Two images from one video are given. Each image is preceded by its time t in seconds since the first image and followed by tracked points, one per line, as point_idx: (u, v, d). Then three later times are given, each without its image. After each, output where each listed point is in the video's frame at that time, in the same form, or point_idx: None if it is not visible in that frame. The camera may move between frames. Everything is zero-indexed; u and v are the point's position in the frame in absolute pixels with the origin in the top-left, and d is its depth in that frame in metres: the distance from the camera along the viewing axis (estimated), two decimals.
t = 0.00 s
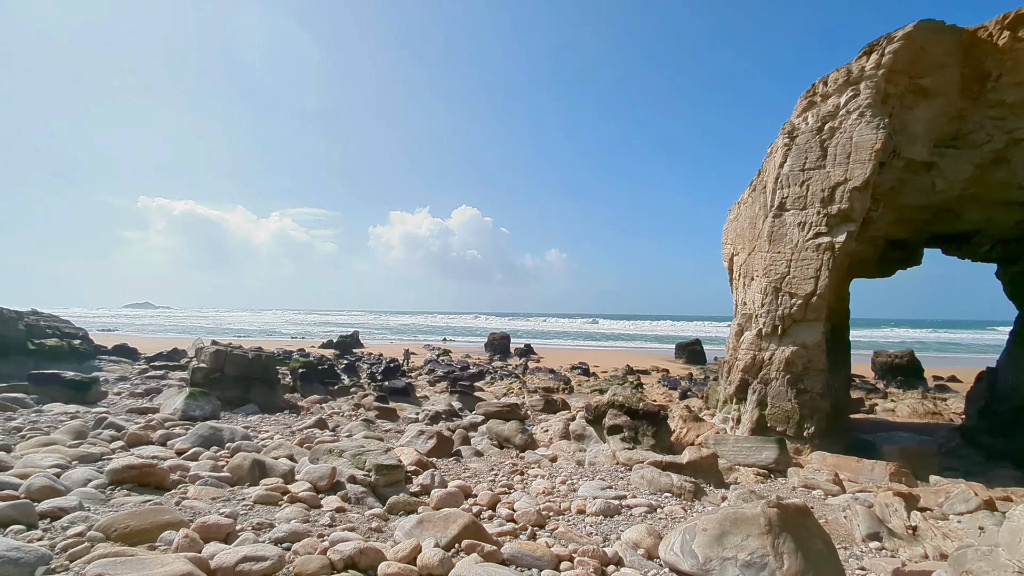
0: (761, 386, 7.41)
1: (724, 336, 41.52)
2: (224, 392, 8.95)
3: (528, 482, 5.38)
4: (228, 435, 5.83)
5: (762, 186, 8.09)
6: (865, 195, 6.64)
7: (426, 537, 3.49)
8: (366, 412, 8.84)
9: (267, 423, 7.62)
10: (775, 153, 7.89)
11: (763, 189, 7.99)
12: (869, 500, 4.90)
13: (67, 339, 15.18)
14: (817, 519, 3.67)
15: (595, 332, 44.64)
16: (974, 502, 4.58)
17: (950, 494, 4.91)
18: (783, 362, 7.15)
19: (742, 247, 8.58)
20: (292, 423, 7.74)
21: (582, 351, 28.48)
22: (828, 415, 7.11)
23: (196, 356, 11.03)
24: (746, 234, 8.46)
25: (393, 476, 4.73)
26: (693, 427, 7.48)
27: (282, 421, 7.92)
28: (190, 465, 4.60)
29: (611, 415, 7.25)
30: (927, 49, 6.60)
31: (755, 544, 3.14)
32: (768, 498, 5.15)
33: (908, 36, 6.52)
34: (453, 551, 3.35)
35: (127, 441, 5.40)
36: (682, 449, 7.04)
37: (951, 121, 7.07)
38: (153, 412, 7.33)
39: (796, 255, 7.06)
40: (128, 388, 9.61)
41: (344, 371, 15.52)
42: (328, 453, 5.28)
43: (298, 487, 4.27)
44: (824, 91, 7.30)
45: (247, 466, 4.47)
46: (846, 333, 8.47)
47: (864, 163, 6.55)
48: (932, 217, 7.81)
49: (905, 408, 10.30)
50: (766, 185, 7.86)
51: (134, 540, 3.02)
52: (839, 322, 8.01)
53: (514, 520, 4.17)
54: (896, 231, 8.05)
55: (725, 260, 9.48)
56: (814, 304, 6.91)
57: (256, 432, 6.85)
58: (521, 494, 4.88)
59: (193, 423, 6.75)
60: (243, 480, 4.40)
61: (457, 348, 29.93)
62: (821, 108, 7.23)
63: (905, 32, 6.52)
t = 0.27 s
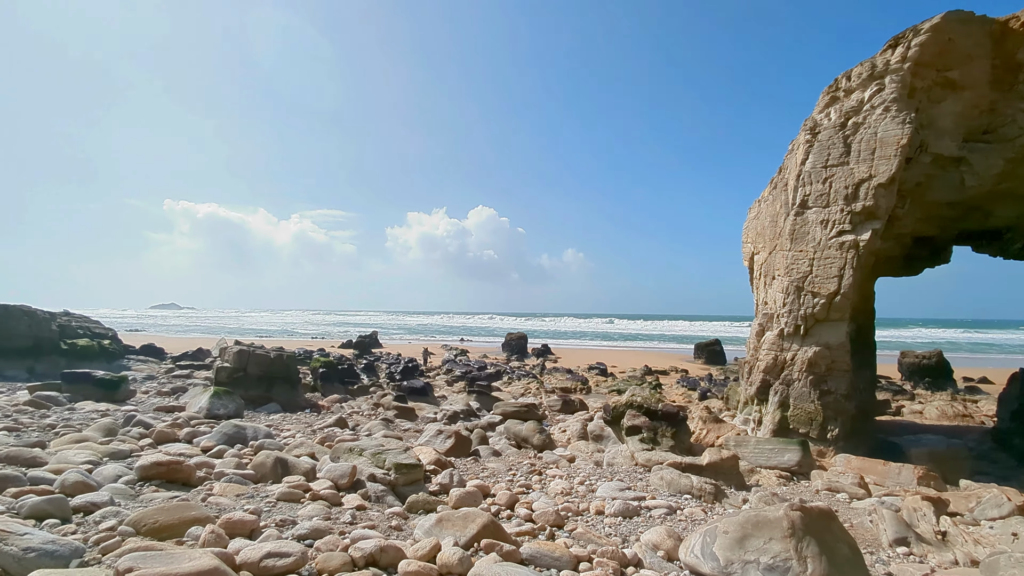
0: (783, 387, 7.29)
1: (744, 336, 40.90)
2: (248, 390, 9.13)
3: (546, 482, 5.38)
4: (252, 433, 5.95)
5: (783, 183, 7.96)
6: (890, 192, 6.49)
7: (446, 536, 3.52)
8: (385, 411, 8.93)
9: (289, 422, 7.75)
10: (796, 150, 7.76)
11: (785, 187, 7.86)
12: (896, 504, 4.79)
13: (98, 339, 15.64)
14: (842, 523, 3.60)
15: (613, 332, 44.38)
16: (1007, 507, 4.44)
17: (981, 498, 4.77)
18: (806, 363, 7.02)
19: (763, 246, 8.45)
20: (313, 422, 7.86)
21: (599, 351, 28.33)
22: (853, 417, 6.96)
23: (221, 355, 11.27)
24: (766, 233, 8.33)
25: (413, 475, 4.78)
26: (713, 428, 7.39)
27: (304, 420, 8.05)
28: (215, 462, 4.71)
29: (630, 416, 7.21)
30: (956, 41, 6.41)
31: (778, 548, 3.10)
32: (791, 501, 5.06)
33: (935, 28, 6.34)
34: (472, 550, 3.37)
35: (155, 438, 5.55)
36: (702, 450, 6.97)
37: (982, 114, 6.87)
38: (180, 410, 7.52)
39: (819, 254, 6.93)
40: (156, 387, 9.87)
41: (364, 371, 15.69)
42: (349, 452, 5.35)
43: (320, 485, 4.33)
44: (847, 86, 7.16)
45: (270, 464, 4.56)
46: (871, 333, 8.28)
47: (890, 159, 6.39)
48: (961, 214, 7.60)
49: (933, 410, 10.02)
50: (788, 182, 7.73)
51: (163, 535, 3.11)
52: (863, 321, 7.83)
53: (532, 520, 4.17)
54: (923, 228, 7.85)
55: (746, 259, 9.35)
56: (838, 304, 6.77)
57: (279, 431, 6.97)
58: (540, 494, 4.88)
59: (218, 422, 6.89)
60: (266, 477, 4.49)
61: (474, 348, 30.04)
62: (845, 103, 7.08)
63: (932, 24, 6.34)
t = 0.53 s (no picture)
0: (804, 388, 7.17)
1: (764, 336, 40.31)
2: (268, 389, 9.28)
3: (563, 482, 5.38)
4: (272, 431, 6.05)
5: (804, 181, 7.83)
6: (915, 188, 6.34)
7: (463, 535, 3.53)
8: (402, 410, 9.00)
9: (308, 420, 7.86)
10: (817, 146, 7.62)
11: (805, 184, 7.72)
12: (922, 508, 4.68)
13: (124, 339, 16.05)
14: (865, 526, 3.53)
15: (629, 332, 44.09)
16: None
17: (1011, 503, 4.63)
18: (827, 363, 6.90)
19: (783, 244, 8.32)
20: (331, 420, 7.96)
21: (616, 351, 28.17)
22: (877, 419, 6.82)
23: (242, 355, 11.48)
24: (786, 231, 8.20)
25: (430, 473, 4.81)
26: (731, 429, 7.30)
27: (323, 418, 8.16)
28: (237, 460, 4.80)
29: (647, 416, 7.15)
30: (984, 33, 6.23)
31: (799, 551, 3.05)
32: (812, 504, 4.98)
33: (962, 20, 6.18)
34: (489, 549, 3.38)
35: (179, 436, 5.67)
36: (720, 452, 6.88)
37: (1011, 107, 6.69)
38: (202, 408, 7.67)
39: (841, 252, 6.80)
40: (179, 385, 10.11)
41: (381, 370, 15.84)
42: (367, 450, 5.40)
43: (339, 483, 4.38)
44: (869, 80, 7.01)
45: (290, 462, 4.63)
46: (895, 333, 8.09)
47: (915, 154, 6.25)
48: (989, 210, 7.40)
49: (961, 412, 9.76)
50: (809, 179, 7.59)
51: (188, 530, 3.18)
52: (887, 321, 7.66)
53: (549, 520, 4.17)
54: (949, 226, 7.66)
55: (765, 258, 9.21)
56: (861, 303, 6.63)
57: (298, 429, 7.08)
58: (556, 494, 4.88)
59: (239, 420, 7.02)
60: (286, 475, 4.56)
61: (490, 347, 30.10)
62: (867, 98, 6.93)
63: (958, 15, 6.18)
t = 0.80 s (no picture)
0: (825, 389, 7.04)
1: (783, 336, 39.67)
2: (287, 388, 9.42)
3: (579, 482, 5.36)
4: (291, 429, 6.14)
5: (824, 178, 7.69)
6: (941, 184, 6.18)
7: (479, 534, 3.55)
8: (419, 410, 9.07)
9: (326, 419, 7.96)
10: (838, 143, 7.47)
11: (826, 182, 7.59)
12: (949, 513, 4.56)
13: (148, 338, 16.43)
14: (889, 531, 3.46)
15: (645, 332, 43.77)
16: None
17: None
18: (849, 364, 6.77)
19: (803, 243, 8.19)
20: (349, 419, 8.05)
21: (632, 351, 27.98)
22: (901, 422, 6.66)
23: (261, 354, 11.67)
24: (807, 229, 8.07)
25: (446, 473, 4.83)
26: (750, 431, 7.21)
27: (340, 417, 8.25)
28: (257, 457, 4.88)
29: (664, 417, 7.10)
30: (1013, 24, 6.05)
31: (821, 554, 3.00)
32: (834, 507, 4.89)
33: (989, 11, 6.01)
34: (506, 549, 3.38)
35: (201, 433, 5.79)
36: (739, 453, 6.80)
37: None
38: (224, 406, 7.82)
39: (863, 251, 6.66)
40: (201, 384, 10.31)
41: (397, 370, 15.96)
42: (384, 449, 5.45)
43: (356, 481, 4.43)
44: (892, 75, 6.86)
45: (309, 459, 4.69)
46: (920, 333, 7.90)
47: (940, 150, 6.09)
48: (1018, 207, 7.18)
49: (989, 415, 9.49)
50: (829, 177, 7.46)
51: (210, 526, 3.24)
52: (912, 321, 7.49)
53: (565, 520, 4.16)
54: (976, 223, 7.46)
55: (785, 257, 9.07)
56: (884, 303, 6.50)
57: (317, 427, 7.17)
58: (572, 494, 4.86)
59: (259, 418, 7.14)
60: (305, 472, 4.62)
61: (505, 347, 30.12)
62: (891, 93, 6.78)
63: (986, 6, 6.01)
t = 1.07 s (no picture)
0: (846, 391, 6.91)
1: (802, 337, 39.02)
2: (304, 387, 9.53)
3: (595, 484, 5.34)
4: (309, 428, 6.22)
5: (845, 176, 7.55)
6: (968, 181, 6.02)
7: (495, 534, 3.55)
8: (434, 409, 9.11)
9: (343, 418, 8.03)
10: (859, 140, 7.33)
11: (846, 179, 7.45)
12: (976, 518, 4.44)
13: (170, 338, 16.77)
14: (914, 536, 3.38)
15: (661, 332, 43.40)
16: None
17: None
18: (871, 366, 6.63)
19: (823, 242, 8.05)
20: (365, 418, 8.12)
21: (648, 352, 27.77)
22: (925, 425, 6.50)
23: (279, 354, 11.83)
24: (827, 228, 7.93)
25: (462, 472, 4.85)
26: (769, 433, 7.10)
27: (357, 416, 8.33)
28: (276, 456, 4.95)
29: (680, 418, 7.03)
30: None
31: (843, 559, 2.95)
32: (856, 512, 4.79)
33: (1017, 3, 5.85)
34: (521, 549, 3.38)
35: (222, 432, 5.89)
36: (757, 456, 6.70)
37: None
38: (243, 405, 7.95)
39: (885, 250, 6.52)
40: (222, 383, 10.49)
41: (413, 370, 16.06)
42: (400, 448, 5.49)
43: (373, 480, 4.47)
44: (916, 70, 6.72)
45: (326, 458, 4.74)
46: (945, 334, 7.71)
47: (966, 146, 5.94)
48: None
49: (1018, 418, 9.22)
50: (850, 174, 7.32)
51: (231, 522, 3.30)
52: (936, 321, 7.31)
53: (581, 521, 4.14)
54: (1004, 221, 7.25)
55: (804, 257, 8.92)
56: (908, 303, 6.35)
57: (334, 426, 7.25)
58: (588, 495, 4.84)
59: (278, 417, 7.24)
60: (323, 471, 4.67)
61: (520, 348, 30.12)
62: (914, 88, 6.63)
63: None
